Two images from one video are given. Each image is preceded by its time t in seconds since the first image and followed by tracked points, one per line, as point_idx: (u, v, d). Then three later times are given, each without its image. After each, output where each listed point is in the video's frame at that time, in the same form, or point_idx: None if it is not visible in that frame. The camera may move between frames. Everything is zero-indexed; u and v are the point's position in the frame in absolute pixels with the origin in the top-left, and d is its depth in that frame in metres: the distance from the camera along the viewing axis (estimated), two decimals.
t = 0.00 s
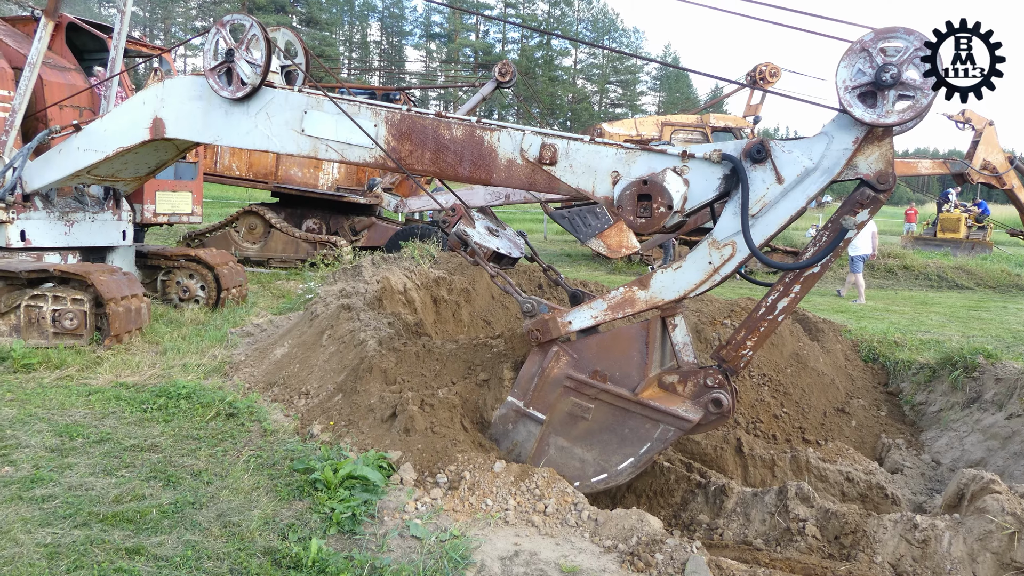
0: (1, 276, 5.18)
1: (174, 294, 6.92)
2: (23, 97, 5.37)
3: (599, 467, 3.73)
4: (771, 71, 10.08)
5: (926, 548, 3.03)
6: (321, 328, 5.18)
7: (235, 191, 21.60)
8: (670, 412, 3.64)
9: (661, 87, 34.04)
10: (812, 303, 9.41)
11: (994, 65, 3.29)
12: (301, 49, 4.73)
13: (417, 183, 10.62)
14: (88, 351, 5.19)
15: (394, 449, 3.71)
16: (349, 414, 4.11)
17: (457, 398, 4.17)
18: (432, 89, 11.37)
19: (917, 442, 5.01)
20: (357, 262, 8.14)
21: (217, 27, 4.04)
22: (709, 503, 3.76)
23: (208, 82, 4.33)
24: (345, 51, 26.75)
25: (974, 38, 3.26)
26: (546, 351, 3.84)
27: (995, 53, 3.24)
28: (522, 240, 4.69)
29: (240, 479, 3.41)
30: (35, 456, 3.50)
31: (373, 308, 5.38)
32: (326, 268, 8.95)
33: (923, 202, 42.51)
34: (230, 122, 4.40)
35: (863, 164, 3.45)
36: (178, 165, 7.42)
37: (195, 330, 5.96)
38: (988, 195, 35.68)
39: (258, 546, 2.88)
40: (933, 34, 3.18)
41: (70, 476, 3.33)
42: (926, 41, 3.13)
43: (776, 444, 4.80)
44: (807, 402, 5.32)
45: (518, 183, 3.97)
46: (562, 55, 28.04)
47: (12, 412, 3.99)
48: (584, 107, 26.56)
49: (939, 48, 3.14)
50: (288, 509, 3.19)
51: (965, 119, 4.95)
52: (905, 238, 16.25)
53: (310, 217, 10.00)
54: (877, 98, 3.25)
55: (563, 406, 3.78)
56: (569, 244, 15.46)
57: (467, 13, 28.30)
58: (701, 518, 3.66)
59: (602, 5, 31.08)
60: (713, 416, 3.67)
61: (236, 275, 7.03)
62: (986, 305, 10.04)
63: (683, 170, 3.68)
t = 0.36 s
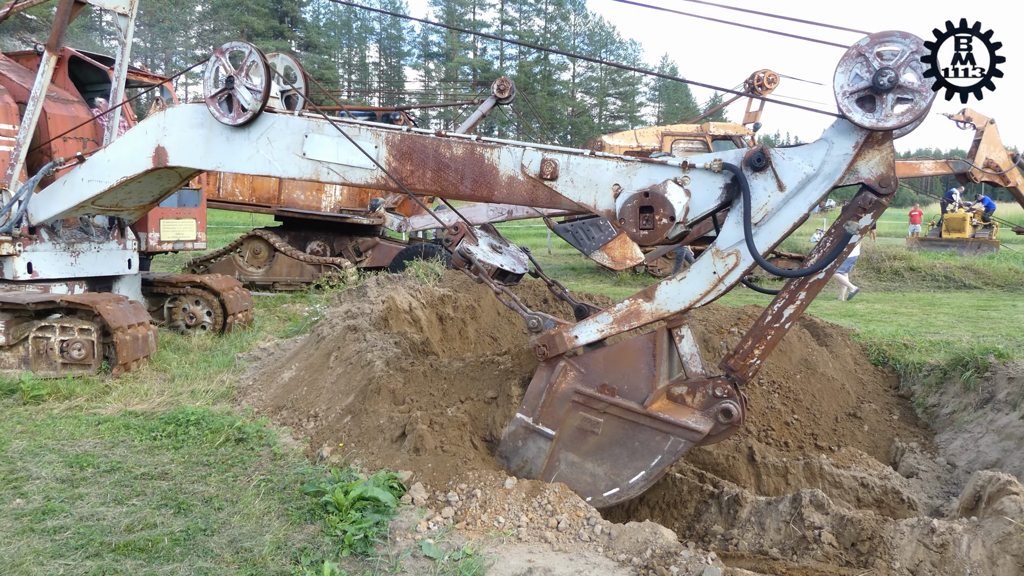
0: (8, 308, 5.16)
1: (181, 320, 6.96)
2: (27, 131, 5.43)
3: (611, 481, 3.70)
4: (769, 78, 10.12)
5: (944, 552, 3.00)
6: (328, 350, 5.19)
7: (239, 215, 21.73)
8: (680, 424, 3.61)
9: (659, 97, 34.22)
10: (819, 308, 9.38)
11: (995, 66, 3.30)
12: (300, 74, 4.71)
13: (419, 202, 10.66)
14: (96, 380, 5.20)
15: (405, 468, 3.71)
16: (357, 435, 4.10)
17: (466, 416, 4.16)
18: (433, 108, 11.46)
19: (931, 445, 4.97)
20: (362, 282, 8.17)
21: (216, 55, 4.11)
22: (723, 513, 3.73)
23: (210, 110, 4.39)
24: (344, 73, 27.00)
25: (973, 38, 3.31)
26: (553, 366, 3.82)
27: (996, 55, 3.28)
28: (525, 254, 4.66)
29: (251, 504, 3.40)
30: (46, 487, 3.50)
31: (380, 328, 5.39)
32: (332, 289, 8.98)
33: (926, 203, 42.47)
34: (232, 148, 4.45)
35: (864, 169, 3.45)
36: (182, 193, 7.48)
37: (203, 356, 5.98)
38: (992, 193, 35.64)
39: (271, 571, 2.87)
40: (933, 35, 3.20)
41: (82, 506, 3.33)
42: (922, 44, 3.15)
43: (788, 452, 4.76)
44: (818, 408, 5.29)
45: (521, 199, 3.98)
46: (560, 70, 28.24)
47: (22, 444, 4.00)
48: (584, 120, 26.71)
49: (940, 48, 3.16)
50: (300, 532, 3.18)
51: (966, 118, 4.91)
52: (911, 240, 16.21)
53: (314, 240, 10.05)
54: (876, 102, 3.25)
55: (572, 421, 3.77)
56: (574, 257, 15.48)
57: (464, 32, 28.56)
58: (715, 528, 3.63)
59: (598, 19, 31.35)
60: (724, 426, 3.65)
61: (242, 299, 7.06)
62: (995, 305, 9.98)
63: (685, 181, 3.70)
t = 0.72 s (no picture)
0: (14, 308, 5.20)
1: (185, 323, 6.98)
2: (37, 132, 5.48)
3: (611, 492, 3.70)
4: (777, 93, 10.14)
5: (945, 573, 2.98)
6: (331, 355, 5.21)
7: (246, 220, 21.83)
8: (682, 437, 3.60)
9: (667, 111, 34.33)
10: (823, 325, 9.36)
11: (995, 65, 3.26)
12: (310, 80, 4.74)
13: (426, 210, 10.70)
14: (99, 381, 5.22)
15: (405, 476, 3.71)
16: (358, 441, 4.10)
17: (467, 424, 4.17)
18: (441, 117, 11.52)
19: (934, 465, 4.95)
20: (366, 289, 8.20)
21: (227, 60, 4.18)
22: (723, 528, 3.71)
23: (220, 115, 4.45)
24: (354, 80, 27.19)
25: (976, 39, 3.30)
26: (556, 376, 3.83)
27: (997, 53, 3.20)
28: (530, 263, 4.66)
29: (250, 507, 3.41)
30: (46, 486, 3.51)
31: (383, 335, 5.40)
32: (336, 295, 9.01)
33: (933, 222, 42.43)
34: (240, 153, 4.48)
35: (871, 185, 3.47)
36: (189, 196, 7.53)
37: (206, 359, 6.00)
38: (1000, 214, 35.59)
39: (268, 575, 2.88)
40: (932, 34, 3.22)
41: (81, 506, 3.34)
42: (930, 60, 3.15)
43: (789, 468, 4.75)
44: (821, 425, 5.27)
45: (526, 210, 4.00)
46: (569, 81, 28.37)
47: (24, 443, 4.02)
48: (592, 132, 26.82)
49: (940, 48, 3.19)
50: (298, 537, 3.18)
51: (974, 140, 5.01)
52: (917, 258, 16.18)
53: (320, 245, 10.10)
54: (884, 120, 3.26)
55: (574, 431, 3.78)
56: (579, 268, 15.49)
57: (474, 42, 28.75)
58: (714, 543, 3.60)
59: (607, 32, 31.50)
60: (726, 440, 3.63)
61: (246, 304, 7.09)
62: (1001, 325, 9.94)
63: (691, 194, 3.70)
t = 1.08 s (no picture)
0: (22, 307, 5.25)
1: (192, 326, 7.01)
2: (49, 133, 5.55)
3: (617, 500, 3.69)
4: (787, 106, 10.14)
5: None
6: (336, 361, 5.21)
7: (254, 224, 21.93)
8: (689, 445, 3.62)
9: (676, 123, 34.41)
10: (830, 339, 9.33)
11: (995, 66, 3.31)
12: (323, 86, 4.75)
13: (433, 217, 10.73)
14: (105, 383, 5.24)
15: (408, 482, 3.72)
16: (362, 447, 4.11)
17: (472, 432, 4.17)
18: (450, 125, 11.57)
19: (940, 481, 4.92)
20: (372, 295, 8.23)
21: (240, 65, 4.19)
22: (726, 541, 3.68)
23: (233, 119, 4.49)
24: (365, 87, 27.36)
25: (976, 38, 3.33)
26: (564, 384, 3.83)
27: (996, 53, 3.26)
28: (539, 273, 4.68)
29: (254, 512, 3.41)
30: (50, 487, 3.52)
31: (388, 341, 5.41)
32: (343, 301, 9.04)
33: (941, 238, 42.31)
34: (252, 157, 4.51)
35: (880, 201, 3.47)
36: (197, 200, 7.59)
37: (212, 363, 6.02)
38: (1009, 231, 35.53)
39: None
40: (932, 35, 3.31)
41: (86, 507, 3.35)
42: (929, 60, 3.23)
43: (794, 482, 4.74)
44: (826, 439, 5.24)
45: (537, 219, 4.03)
46: (578, 92, 28.48)
47: (30, 443, 4.04)
48: (600, 142, 26.91)
49: (939, 48, 3.28)
50: (302, 542, 3.18)
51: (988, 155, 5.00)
52: (925, 273, 16.14)
53: (327, 251, 10.14)
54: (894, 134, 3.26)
55: (581, 438, 3.77)
56: (585, 278, 15.51)
57: (484, 51, 28.94)
58: (718, 556, 3.56)
59: (617, 42, 31.62)
60: (733, 450, 3.66)
61: (252, 308, 7.11)
62: (1009, 342, 9.89)
63: (701, 206, 3.73)
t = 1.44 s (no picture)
0: (27, 315, 5.28)
1: (196, 334, 7.02)
2: (60, 142, 5.58)
3: (637, 493, 3.69)
4: (792, 114, 10.13)
5: None
6: (341, 369, 5.21)
7: (259, 233, 22.01)
8: (707, 439, 3.62)
9: (680, 131, 34.50)
10: (835, 346, 9.31)
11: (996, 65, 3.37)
12: (335, 95, 4.75)
13: (438, 225, 10.76)
14: (110, 391, 5.25)
15: (413, 491, 3.71)
16: (370, 458, 4.05)
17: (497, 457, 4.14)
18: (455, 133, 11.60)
19: (946, 489, 4.90)
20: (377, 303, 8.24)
21: (255, 74, 4.23)
22: (731, 549, 3.64)
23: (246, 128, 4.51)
24: (370, 95, 27.50)
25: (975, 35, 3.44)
26: (584, 382, 3.85)
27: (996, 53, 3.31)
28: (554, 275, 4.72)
29: (258, 520, 3.41)
30: (54, 496, 3.52)
31: (393, 349, 5.42)
32: (347, 309, 9.06)
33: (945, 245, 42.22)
34: (267, 165, 4.55)
35: (885, 204, 3.48)
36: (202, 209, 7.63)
37: (216, 371, 6.03)
38: (1015, 239, 35.45)
39: None
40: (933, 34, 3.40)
41: (89, 516, 3.35)
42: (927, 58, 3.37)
43: (800, 489, 4.73)
44: (832, 447, 5.22)
45: (553, 223, 4.08)
46: (583, 99, 28.58)
47: (34, 452, 4.04)
48: (605, 150, 26.97)
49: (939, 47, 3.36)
50: (305, 551, 3.18)
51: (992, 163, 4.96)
52: (930, 281, 16.10)
53: (331, 259, 10.17)
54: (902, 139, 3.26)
55: (601, 434, 3.77)
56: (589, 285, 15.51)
57: (488, 59, 29.09)
58: (723, 564, 3.53)
59: (622, 50, 31.72)
60: (747, 443, 3.66)
61: (256, 316, 7.14)
62: (1015, 350, 9.85)
63: (714, 210, 3.77)
